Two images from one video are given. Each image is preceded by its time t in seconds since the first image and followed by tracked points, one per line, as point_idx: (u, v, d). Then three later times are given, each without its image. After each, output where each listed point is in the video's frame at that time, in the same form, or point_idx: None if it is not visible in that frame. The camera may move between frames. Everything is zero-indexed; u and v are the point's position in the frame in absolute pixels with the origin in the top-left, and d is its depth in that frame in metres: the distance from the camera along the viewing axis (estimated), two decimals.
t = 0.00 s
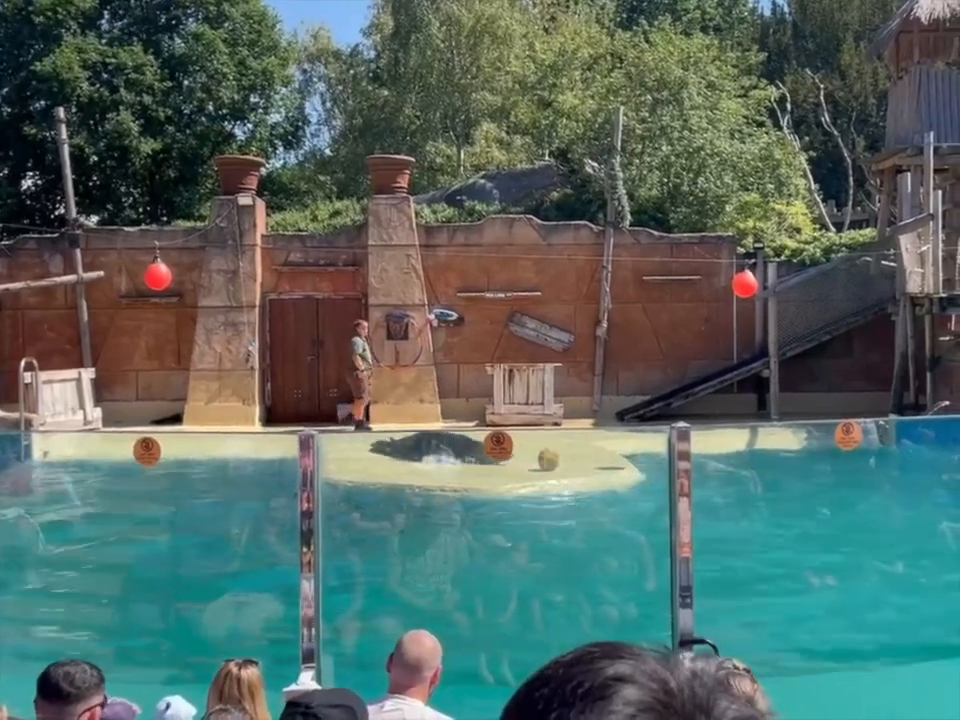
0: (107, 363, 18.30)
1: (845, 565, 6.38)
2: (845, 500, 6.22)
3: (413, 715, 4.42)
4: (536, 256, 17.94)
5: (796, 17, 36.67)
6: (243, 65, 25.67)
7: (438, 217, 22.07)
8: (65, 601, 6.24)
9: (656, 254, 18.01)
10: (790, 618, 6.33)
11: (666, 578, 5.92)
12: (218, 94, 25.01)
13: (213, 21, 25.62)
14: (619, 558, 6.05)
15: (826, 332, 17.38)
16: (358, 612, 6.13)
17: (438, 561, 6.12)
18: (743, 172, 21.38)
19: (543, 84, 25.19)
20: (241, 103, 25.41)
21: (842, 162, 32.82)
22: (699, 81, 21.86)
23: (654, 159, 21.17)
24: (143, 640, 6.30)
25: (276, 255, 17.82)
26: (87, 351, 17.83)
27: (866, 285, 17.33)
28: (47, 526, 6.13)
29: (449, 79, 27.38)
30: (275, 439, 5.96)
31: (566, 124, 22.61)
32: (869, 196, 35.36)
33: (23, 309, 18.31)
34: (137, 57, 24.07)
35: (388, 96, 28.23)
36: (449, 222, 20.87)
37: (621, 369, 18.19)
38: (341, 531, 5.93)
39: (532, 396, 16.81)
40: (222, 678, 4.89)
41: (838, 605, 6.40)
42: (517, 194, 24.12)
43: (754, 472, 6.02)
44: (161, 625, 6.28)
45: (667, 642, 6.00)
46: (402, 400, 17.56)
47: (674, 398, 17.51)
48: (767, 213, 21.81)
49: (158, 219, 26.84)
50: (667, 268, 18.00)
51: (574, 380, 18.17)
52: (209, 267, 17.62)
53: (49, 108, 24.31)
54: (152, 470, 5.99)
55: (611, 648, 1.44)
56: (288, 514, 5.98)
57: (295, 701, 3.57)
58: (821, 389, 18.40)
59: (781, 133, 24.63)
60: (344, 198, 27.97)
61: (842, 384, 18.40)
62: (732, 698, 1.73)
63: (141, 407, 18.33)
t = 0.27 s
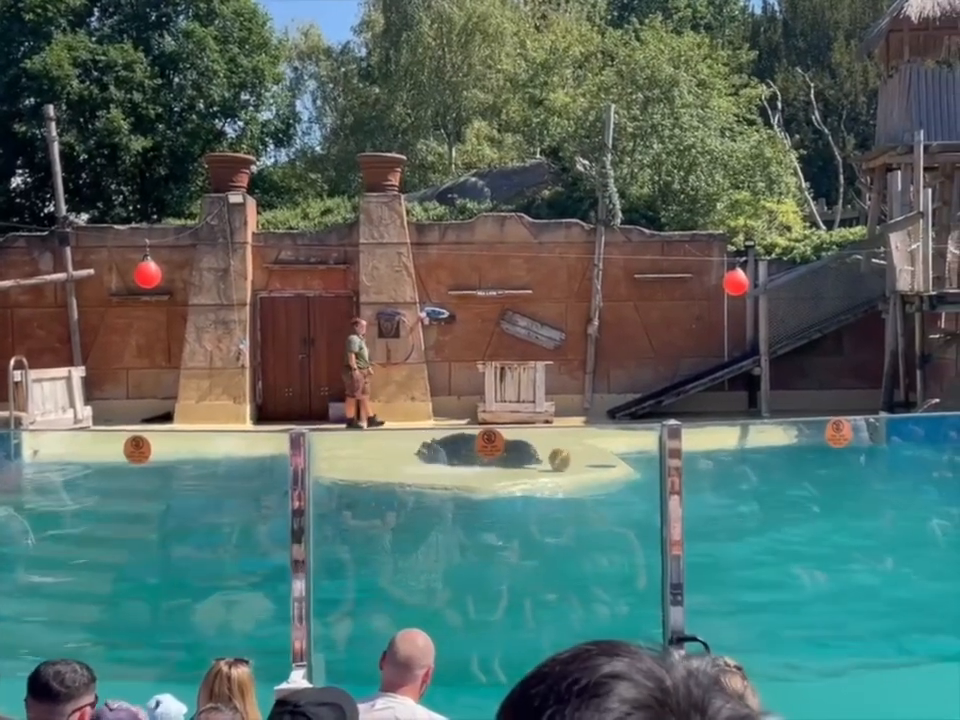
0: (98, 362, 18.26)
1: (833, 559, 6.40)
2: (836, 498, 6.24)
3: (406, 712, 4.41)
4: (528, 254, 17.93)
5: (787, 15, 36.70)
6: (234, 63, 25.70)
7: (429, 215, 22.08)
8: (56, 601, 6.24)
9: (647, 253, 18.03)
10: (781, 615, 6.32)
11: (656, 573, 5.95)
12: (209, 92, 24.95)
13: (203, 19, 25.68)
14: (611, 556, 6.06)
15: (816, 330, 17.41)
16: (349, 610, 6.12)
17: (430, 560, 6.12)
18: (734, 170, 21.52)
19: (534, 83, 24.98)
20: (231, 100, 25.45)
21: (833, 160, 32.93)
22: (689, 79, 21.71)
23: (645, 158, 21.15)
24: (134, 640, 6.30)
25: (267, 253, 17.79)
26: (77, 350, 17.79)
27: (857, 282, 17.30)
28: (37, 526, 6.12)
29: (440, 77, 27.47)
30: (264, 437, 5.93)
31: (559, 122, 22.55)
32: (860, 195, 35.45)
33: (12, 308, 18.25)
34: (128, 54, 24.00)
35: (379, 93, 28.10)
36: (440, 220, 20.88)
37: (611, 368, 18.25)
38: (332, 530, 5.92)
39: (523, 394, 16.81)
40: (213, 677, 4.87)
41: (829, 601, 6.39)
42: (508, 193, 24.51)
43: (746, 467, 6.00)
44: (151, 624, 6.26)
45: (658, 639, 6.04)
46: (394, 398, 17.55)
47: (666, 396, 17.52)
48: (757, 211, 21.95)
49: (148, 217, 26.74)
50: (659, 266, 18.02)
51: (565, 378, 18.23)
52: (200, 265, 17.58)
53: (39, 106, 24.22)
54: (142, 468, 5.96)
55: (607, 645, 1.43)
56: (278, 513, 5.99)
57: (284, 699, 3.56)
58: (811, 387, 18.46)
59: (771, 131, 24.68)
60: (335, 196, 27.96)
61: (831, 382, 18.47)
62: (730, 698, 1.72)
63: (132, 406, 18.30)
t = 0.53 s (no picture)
0: (87, 360, 18.21)
1: (825, 557, 6.36)
2: (825, 496, 6.27)
3: (397, 710, 4.42)
4: (518, 252, 17.93)
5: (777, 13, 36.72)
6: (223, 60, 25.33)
7: (420, 213, 22.06)
8: (45, 599, 6.21)
9: (638, 250, 18.03)
10: (771, 612, 6.35)
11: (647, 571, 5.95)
12: (198, 89, 24.87)
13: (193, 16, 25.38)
14: (601, 552, 6.08)
15: (805, 328, 17.48)
16: (340, 609, 6.09)
17: (420, 557, 6.12)
18: (724, 168, 21.36)
19: (525, 80, 25.08)
20: (221, 97, 25.37)
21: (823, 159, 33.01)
22: (679, 77, 21.86)
23: (637, 156, 21.28)
24: (124, 638, 6.27)
25: (258, 251, 17.77)
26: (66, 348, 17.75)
27: (847, 280, 17.21)
28: (26, 524, 6.13)
29: (431, 75, 27.33)
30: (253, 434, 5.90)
31: (550, 120, 22.74)
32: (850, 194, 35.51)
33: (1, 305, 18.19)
34: (117, 52, 23.92)
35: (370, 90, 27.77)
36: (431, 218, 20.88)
37: (602, 366, 18.27)
38: (322, 528, 5.93)
39: (514, 392, 16.82)
40: (203, 675, 4.87)
41: (821, 599, 6.36)
42: (499, 192, 24.53)
43: (735, 462, 6.01)
44: (141, 623, 6.24)
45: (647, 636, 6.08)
46: (385, 396, 17.53)
47: (655, 395, 17.59)
48: (747, 209, 21.56)
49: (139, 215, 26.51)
50: (650, 264, 18.04)
51: (555, 376, 18.23)
52: (190, 263, 17.54)
53: (28, 103, 24.12)
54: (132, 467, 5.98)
55: (598, 641, 1.43)
56: (268, 510, 5.97)
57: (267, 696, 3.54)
58: (801, 384, 18.51)
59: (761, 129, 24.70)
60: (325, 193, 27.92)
61: (822, 379, 18.51)
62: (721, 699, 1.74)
63: (122, 404, 18.27)
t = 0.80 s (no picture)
0: (74, 357, 18.16)
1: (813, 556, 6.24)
2: (812, 492, 6.15)
3: (385, 707, 4.42)
4: (507, 249, 17.94)
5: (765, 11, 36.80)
6: (212, 57, 25.44)
7: (408, 210, 22.07)
8: (31, 596, 6.18)
9: (627, 248, 18.05)
10: (757, 609, 6.26)
11: (636, 569, 6.08)
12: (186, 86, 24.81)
13: (181, 13, 25.45)
14: (591, 548, 6.09)
15: (793, 325, 17.56)
16: (328, 606, 6.12)
17: (408, 555, 6.11)
18: (712, 166, 21.49)
19: (514, 78, 25.02)
20: (209, 94, 25.28)
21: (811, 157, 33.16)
22: (668, 75, 21.75)
23: (625, 154, 21.20)
24: (110, 637, 6.20)
25: (246, 248, 17.74)
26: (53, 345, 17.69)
27: (834, 278, 17.30)
28: (12, 522, 6.12)
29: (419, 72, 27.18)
30: (242, 433, 6.01)
31: (538, 117, 22.82)
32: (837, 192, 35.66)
33: None
34: (105, 48, 23.85)
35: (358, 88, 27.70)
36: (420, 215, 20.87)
37: (591, 364, 18.29)
38: (311, 526, 6.05)
39: (503, 390, 16.84)
40: (187, 674, 4.87)
41: (808, 596, 6.28)
42: (489, 189, 24.58)
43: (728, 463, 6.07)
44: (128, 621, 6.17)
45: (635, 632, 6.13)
46: (374, 394, 17.54)
47: (644, 392, 17.62)
48: (736, 207, 21.92)
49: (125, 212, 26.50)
50: (639, 262, 18.06)
51: (545, 373, 18.24)
52: (178, 260, 17.49)
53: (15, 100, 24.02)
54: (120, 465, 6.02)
55: (576, 642, 1.46)
56: (256, 508, 6.02)
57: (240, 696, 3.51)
58: (789, 381, 18.58)
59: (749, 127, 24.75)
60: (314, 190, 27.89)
61: (809, 377, 18.58)
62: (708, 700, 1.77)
63: (110, 402, 18.22)
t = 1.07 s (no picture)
0: (60, 355, 18.08)
1: (798, 552, 6.27)
2: (798, 489, 6.19)
3: (371, 701, 4.38)
4: (495, 247, 17.96)
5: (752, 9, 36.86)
6: (198, 54, 25.35)
7: (396, 208, 22.08)
8: (16, 594, 6.15)
9: (614, 246, 18.08)
10: (743, 606, 6.26)
11: (623, 567, 6.12)
12: (173, 82, 24.71)
13: (168, 10, 25.34)
14: (580, 544, 6.11)
15: (781, 323, 17.59)
16: (314, 605, 6.09)
17: (395, 552, 6.11)
18: (699, 165, 21.56)
19: (501, 76, 25.25)
20: (196, 91, 25.19)
21: (797, 155, 33.36)
22: (656, 73, 21.60)
23: (613, 152, 21.36)
24: (97, 636, 6.16)
25: (233, 245, 17.70)
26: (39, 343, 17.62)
27: (821, 276, 17.24)
28: None
29: (407, 70, 27.00)
30: (227, 431, 6.04)
31: (525, 115, 22.75)
32: (823, 191, 35.84)
33: None
34: (91, 45, 23.70)
35: (346, 86, 27.90)
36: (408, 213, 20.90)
37: (578, 362, 18.32)
38: (299, 526, 6.04)
39: (490, 388, 16.84)
40: (171, 672, 4.87)
41: (792, 592, 6.30)
42: (476, 186, 24.76)
43: (715, 461, 6.07)
44: (114, 619, 6.14)
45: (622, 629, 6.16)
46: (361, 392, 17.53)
47: (631, 390, 17.66)
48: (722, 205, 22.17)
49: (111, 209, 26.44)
50: (626, 259, 18.08)
51: (532, 371, 18.26)
52: (164, 258, 17.42)
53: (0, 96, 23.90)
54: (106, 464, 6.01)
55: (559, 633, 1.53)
56: (244, 506, 6.04)
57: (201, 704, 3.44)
58: (776, 379, 18.65)
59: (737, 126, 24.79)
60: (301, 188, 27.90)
61: (796, 375, 18.65)
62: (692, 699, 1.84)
63: (96, 400, 18.16)
